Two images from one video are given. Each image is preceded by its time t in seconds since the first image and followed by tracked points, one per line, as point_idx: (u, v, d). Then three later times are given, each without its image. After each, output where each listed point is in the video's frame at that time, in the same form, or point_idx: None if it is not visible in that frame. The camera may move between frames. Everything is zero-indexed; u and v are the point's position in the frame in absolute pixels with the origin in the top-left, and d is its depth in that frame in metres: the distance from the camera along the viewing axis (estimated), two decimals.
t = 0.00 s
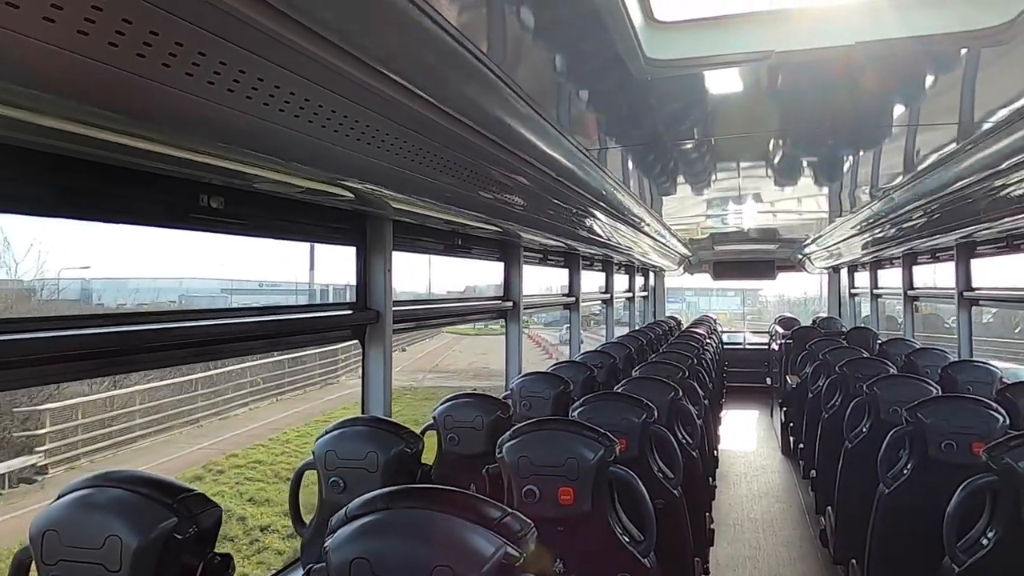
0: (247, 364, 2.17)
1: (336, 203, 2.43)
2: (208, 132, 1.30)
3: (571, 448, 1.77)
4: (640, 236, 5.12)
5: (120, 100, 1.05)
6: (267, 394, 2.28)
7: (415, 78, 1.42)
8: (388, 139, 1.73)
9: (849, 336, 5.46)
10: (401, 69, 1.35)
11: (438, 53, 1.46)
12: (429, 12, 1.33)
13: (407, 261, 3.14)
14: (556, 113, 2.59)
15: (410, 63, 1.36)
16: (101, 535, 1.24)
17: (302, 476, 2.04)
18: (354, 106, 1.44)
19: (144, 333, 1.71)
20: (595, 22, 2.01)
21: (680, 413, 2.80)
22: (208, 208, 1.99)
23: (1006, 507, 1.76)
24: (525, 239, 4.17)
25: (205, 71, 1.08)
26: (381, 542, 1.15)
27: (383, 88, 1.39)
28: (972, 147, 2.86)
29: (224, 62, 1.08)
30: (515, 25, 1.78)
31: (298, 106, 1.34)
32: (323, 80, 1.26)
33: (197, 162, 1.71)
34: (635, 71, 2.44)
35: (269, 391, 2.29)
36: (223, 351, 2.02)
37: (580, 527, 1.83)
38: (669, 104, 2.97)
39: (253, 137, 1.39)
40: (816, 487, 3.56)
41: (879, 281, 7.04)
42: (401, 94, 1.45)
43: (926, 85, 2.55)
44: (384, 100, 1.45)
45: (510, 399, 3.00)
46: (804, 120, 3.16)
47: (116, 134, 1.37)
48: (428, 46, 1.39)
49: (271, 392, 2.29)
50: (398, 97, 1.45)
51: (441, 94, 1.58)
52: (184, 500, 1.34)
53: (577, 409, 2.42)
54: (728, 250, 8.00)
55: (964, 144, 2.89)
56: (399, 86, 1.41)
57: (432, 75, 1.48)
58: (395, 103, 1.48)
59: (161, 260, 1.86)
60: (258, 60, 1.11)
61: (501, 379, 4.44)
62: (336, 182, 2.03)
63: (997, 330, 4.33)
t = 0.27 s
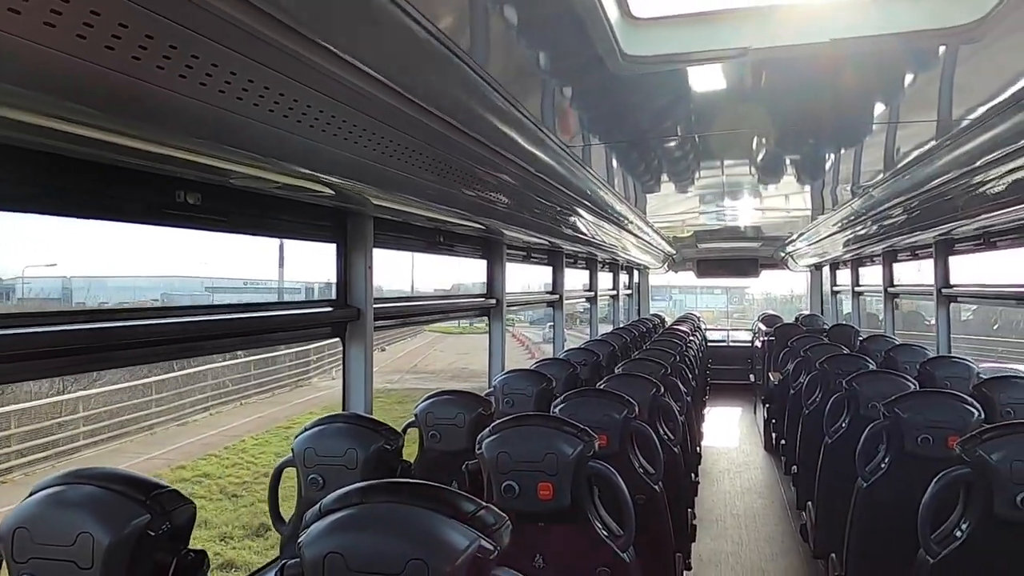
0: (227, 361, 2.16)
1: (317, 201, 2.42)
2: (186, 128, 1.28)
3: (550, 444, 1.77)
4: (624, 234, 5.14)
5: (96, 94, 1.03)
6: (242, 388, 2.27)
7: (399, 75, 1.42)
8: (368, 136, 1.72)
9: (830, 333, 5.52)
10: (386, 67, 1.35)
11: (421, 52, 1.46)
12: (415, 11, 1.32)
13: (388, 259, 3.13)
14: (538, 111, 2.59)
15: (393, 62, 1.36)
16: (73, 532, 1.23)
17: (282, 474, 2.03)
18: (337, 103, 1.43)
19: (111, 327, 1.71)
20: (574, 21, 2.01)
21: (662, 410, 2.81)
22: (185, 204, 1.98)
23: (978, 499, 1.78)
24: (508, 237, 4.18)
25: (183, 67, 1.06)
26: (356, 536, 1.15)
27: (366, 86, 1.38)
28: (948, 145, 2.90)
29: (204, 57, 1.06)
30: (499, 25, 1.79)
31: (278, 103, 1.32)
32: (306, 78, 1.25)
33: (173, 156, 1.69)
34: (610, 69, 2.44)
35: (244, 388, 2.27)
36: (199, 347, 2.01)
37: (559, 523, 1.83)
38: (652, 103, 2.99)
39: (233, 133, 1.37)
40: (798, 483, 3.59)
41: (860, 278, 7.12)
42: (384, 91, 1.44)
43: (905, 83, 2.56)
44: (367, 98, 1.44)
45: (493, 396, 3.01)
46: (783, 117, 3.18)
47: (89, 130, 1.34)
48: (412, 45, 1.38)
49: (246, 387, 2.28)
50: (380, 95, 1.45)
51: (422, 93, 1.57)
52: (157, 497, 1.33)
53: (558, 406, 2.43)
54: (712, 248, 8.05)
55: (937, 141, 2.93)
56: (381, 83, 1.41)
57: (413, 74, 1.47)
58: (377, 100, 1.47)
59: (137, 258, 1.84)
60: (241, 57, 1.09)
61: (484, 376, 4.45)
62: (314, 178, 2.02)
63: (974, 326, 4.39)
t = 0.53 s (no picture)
0: (202, 357, 2.14)
1: (293, 195, 2.41)
2: (147, 111, 1.29)
3: (525, 437, 1.77)
4: (605, 231, 5.16)
5: (55, 77, 1.05)
6: (219, 387, 2.25)
7: (370, 67, 1.42)
8: (340, 127, 1.72)
9: (809, 329, 5.57)
10: (355, 57, 1.35)
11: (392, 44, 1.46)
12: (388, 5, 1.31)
13: (366, 254, 3.12)
14: (520, 110, 2.60)
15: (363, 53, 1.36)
16: (36, 526, 1.21)
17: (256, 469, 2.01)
18: (305, 92, 1.43)
19: (82, 322, 1.69)
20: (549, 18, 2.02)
21: (640, 404, 2.82)
22: (155, 197, 1.96)
23: (947, 489, 1.80)
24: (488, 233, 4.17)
25: (141, 52, 1.07)
26: (323, 527, 1.14)
27: (334, 76, 1.38)
28: (919, 141, 2.94)
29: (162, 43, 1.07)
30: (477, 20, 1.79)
31: (242, 90, 1.33)
32: (270, 66, 1.26)
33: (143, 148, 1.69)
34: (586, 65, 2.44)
35: (220, 387, 2.25)
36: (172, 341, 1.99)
37: (535, 516, 1.83)
38: (631, 99, 3.00)
39: (195, 118, 1.38)
40: (775, 477, 3.62)
41: (838, 275, 7.20)
42: (355, 82, 1.45)
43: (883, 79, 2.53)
44: (337, 88, 1.45)
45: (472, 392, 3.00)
46: (760, 113, 3.20)
47: (50, 116, 1.33)
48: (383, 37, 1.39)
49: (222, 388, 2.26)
50: (350, 85, 1.45)
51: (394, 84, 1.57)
52: (123, 490, 1.31)
53: (536, 400, 2.42)
54: (692, 245, 8.09)
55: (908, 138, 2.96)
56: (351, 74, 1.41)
57: (384, 65, 1.47)
58: (347, 91, 1.48)
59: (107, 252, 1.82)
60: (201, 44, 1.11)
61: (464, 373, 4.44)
62: (287, 171, 2.01)
63: (948, 320, 4.45)
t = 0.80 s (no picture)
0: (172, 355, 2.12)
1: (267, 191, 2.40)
2: (113, 106, 1.28)
3: (496, 433, 1.78)
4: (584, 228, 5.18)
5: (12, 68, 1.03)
6: (188, 389, 2.20)
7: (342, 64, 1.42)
8: (311, 123, 1.71)
9: (785, 325, 5.64)
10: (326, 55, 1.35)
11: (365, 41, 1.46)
12: None
13: (342, 251, 3.11)
14: (498, 109, 2.61)
15: (334, 50, 1.36)
16: None
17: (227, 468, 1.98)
18: (275, 88, 1.43)
19: (49, 319, 1.66)
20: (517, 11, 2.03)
21: (616, 400, 2.84)
22: (123, 192, 1.93)
23: (912, 480, 1.82)
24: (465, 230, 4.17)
25: (102, 42, 1.07)
26: (287, 522, 1.13)
27: (305, 72, 1.38)
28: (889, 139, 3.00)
29: (121, 34, 1.07)
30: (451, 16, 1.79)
31: (209, 85, 1.33)
32: (237, 60, 1.25)
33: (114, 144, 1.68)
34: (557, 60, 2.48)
35: (187, 390, 2.19)
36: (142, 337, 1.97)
37: (507, 510, 1.83)
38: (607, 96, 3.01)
39: (163, 114, 1.38)
40: (751, 471, 3.66)
41: (814, 272, 7.29)
42: (326, 79, 1.44)
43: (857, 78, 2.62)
44: (308, 85, 1.45)
45: (449, 389, 3.01)
46: (735, 110, 3.23)
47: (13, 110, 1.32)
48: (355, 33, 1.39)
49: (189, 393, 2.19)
50: (321, 82, 1.45)
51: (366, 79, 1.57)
52: (86, 488, 1.30)
53: (512, 395, 2.43)
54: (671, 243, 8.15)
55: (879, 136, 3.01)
56: (322, 70, 1.41)
57: (354, 60, 1.46)
58: (318, 87, 1.47)
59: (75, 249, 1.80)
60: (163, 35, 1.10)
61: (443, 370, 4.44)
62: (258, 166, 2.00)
63: (920, 316, 4.53)
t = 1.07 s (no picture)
0: (147, 354, 2.09)
1: (244, 188, 2.38)
2: (85, 104, 1.27)
3: (474, 431, 1.78)
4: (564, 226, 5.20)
5: None
6: (157, 392, 2.14)
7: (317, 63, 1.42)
8: (288, 122, 1.71)
9: (761, 323, 5.71)
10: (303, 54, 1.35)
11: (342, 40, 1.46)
12: None
13: (319, 249, 3.09)
14: (477, 107, 2.61)
15: (311, 49, 1.36)
16: None
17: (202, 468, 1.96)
18: (249, 86, 1.42)
19: (18, 319, 1.63)
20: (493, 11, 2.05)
21: (594, 397, 2.86)
22: (95, 189, 1.90)
23: (882, 475, 1.85)
24: (444, 228, 4.17)
25: (73, 39, 1.05)
26: (262, 521, 1.13)
27: (280, 70, 1.38)
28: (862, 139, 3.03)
29: (93, 31, 1.05)
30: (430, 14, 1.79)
31: (183, 82, 1.32)
32: (213, 58, 1.25)
33: (88, 142, 1.66)
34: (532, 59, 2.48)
35: (154, 394, 2.12)
36: (115, 336, 1.95)
37: (484, 508, 1.84)
38: (586, 95, 3.02)
39: (136, 111, 1.36)
40: (727, 467, 3.70)
41: (790, 270, 7.39)
42: (302, 77, 1.44)
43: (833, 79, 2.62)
44: (283, 83, 1.44)
45: (427, 387, 3.01)
46: (711, 110, 3.26)
47: None
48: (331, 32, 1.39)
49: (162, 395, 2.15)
50: (297, 80, 1.45)
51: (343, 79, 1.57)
52: (59, 488, 1.29)
53: (490, 393, 2.43)
54: (650, 241, 8.20)
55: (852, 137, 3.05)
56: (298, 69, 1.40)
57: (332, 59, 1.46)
58: (294, 86, 1.47)
59: (46, 246, 1.77)
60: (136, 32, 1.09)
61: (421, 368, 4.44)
62: (233, 165, 1.99)
63: (893, 314, 4.61)
